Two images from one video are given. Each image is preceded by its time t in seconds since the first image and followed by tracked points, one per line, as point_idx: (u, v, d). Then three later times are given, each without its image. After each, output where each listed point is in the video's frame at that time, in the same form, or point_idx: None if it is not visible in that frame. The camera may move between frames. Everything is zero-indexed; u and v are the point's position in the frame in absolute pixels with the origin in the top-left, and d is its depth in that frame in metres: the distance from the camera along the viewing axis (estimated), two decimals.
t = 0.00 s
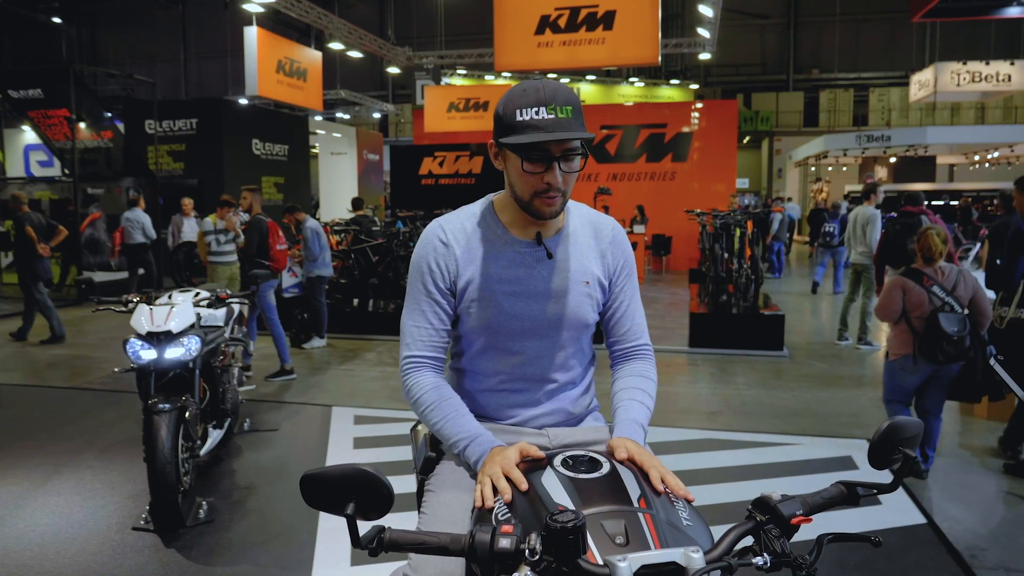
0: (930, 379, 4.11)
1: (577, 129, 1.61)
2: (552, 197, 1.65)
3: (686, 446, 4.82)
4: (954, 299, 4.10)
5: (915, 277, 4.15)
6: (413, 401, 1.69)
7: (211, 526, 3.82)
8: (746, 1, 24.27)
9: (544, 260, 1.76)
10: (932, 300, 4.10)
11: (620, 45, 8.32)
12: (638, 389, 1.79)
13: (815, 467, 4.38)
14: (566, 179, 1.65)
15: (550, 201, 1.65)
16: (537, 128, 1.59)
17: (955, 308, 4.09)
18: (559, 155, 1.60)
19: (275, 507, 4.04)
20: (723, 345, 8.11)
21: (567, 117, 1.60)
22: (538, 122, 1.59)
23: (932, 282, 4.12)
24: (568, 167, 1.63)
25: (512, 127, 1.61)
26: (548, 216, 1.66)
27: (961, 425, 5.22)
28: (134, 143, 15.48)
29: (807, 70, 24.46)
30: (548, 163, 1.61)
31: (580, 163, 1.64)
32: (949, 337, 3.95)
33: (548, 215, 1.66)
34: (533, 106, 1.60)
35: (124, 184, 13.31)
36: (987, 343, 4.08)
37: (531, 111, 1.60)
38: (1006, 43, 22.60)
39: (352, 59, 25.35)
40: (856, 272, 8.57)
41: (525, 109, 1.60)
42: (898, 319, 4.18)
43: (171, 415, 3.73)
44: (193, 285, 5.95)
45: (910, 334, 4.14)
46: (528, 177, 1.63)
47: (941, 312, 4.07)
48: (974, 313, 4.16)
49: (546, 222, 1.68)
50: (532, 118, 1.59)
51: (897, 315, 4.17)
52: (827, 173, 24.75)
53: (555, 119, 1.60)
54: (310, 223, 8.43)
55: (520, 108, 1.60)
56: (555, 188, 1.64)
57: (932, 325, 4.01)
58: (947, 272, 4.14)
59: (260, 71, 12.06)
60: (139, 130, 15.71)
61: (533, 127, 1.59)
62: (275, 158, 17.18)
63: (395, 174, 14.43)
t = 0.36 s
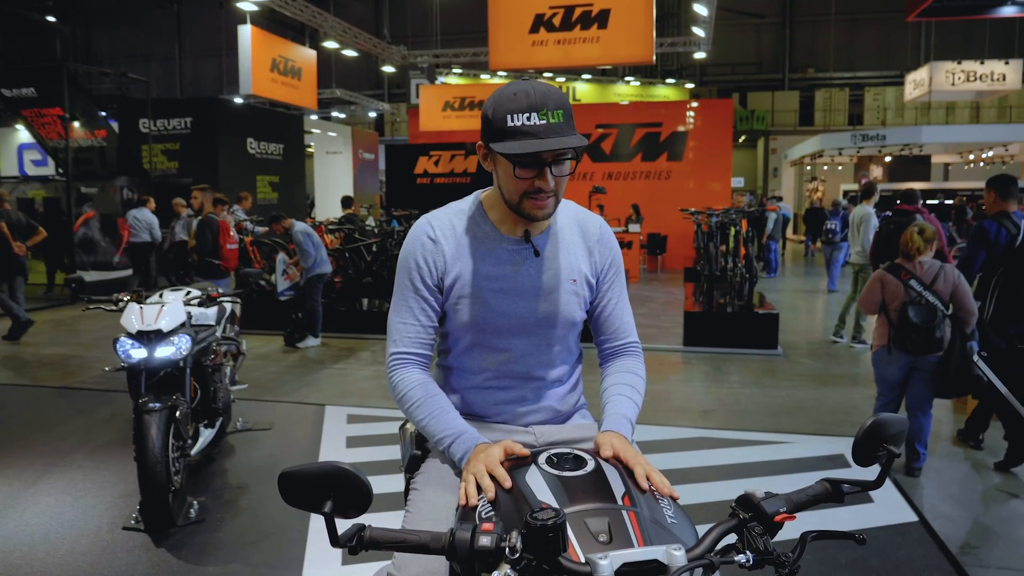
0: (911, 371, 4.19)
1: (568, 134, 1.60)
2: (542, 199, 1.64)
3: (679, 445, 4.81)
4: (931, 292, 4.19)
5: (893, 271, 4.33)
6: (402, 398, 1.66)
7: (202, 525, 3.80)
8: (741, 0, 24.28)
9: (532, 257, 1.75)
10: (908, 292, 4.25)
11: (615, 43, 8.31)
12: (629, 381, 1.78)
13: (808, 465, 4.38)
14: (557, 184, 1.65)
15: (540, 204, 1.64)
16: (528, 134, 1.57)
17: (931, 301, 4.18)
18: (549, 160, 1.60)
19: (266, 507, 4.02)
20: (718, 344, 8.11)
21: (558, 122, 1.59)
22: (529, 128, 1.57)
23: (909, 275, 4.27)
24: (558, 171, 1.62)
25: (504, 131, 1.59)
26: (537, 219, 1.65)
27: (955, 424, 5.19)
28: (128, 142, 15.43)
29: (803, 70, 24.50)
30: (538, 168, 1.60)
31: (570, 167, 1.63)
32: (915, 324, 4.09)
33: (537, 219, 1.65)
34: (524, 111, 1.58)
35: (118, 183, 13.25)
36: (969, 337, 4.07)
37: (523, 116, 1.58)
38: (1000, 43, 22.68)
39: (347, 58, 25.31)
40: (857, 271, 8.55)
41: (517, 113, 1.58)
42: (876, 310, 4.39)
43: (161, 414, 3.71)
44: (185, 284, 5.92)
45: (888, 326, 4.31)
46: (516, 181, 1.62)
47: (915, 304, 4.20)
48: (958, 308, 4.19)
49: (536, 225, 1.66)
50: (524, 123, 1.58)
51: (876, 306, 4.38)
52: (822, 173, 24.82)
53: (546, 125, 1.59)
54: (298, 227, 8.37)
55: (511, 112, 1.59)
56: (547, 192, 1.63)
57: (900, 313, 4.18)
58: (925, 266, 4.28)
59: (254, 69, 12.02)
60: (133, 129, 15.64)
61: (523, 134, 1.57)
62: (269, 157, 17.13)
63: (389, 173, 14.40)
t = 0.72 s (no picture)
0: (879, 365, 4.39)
1: (552, 122, 1.59)
2: (534, 186, 1.63)
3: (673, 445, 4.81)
4: (890, 290, 4.31)
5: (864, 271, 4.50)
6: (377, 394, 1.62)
7: (194, 527, 3.78)
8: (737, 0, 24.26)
9: (521, 258, 1.74)
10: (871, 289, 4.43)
11: (609, 43, 8.31)
12: (636, 365, 1.74)
13: (801, 464, 4.38)
14: (546, 173, 1.64)
15: (530, 194, 1.63)
16: (511, 122, 1.56)
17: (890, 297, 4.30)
18: (538, 148, 1.59)
19: (258, 508, 4.01)
20: (713, 344, 8.12)
21: (542, 109, 1.58)
22: (514, 116, 1.57)
23: (874, 273, 4.43)
24: (547, 160, 1.61)
25: (489, 122, 1.58)
26: (530, 208, 1.64)
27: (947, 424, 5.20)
28: (122, 142, 15.36)
29: (797, 70, 24.51)
30: (526, 156, 1.59)
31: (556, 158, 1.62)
32: (865, 325, 4.36)
33: (530, 208, 1.64)
34: (508, 99, 1.57)
35: (112, 183, 13.19)
36: (924, 335, 4.16)
37: (507, 105, 1.57)
38: (994, 43, 22.78)
39: (342, 57, 25.28)
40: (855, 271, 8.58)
41: (501, 102, 1.58)
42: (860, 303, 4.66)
43: (152, 415, 3.69)
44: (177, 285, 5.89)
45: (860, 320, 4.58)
46: (506, 171, 1.61)
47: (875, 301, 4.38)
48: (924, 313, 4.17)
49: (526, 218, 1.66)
50: (508, 112, 1.57)
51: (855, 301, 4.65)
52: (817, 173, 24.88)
53: (531, 112, 1.57)
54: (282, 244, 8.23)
55: (495, 102, 1.58)
56: (536, 181, 1.62)
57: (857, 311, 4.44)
58: (887, 264, 4.38)
59: (249, 69, 11.99)
60: (127, 129, 15.57)
61: (504, 122, 1.57)
62: (264, 157, 17.08)
63: (384, 173, 14.37)
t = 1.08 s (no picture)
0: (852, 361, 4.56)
1: (538, 124, 1.58)
2: (521, 193, 1.61)
3: (666, 446, 4.81)
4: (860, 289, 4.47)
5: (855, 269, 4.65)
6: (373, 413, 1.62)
7: (185, 530, 3.76)
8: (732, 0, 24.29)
9: (509, 262, 1.72)
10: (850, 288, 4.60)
11: (604, 43, 8.30)
12: (616, 393, 1.73)
13: (794, 466, 4.38)
14: (534, 176, 1.62)
15: (518, 201, 1.61)
16: (498, 126, 1.55)
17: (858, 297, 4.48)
18: (525, 151, 1.58)
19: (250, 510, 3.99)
20: (707, 345, 8.12)
21: (527, 112, 1.57)
22: (500, 119, 1.55)
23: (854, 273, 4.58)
24: (534, 164, 1.60)
25: (475, 127, 1.57)
26: (512, 215, 1.62)
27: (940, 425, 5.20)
28: (116, 142, 15.29)
29: (793, 70, 24.56)
30: (513, 160, 1.58)
31: (542, 159, 1.61)
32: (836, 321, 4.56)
33: (513, 215, 1.62)
34: (494, 103, 1.56)
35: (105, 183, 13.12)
36: (876, 334, 4.30)
37: (493, 108, 1.56)
38: (988, 43, 22.84)
39: (337, 57, 25.24)
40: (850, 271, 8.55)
41: (487, 106, 1.57)
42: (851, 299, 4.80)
43: (143, 418, 3.67)
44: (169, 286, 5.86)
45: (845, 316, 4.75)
46: (495, 175, 1.60)
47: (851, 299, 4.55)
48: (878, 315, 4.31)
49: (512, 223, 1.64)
50: (495, 115, 1.56)
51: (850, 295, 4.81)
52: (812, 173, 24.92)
53: (517, 116, 1.56)
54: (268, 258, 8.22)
55: (481, 107, 1.57)
56: (524, 185, 1.61)
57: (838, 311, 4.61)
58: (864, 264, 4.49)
59: (242, 68, 11.95)
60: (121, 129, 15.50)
61: (492, 127, 1.55)
62: (259, 157, 17.03)
63: (379, 173, 14.34)
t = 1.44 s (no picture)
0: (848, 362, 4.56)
1: (524, 122, 1.58)
2: (508, 190, 1.61)
3: (661, 447, 4.81)
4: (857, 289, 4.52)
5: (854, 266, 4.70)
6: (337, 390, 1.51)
7: (178, 532, 3.74)
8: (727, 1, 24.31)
9: (499, 265, 1.71)
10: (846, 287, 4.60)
11: (599, 43, 8.30)
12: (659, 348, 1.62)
13: (788, 466, 4.38)
14: (521, 175, 1.62)
15: (505, 198, 1.60)
16: (484, 125, 1.55)
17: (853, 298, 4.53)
18: (511, 149, 1.58)
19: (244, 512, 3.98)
20: (701, 345, 8.13)
21: (514, 111, 1.56)
22: (487, 117, 1.55)
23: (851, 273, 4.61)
24: (520, 162, 1.60)
25: (460, 125, 1.57)
26: (500, 211, 1.60)
27: (934, 425, 5.21)
28: (109, 142, 15.23)
29: (788, 70, 24.55)
30: (499, 156, 1.58)
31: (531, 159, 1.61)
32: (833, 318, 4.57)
33: (500, 211, 1.61)
34: (479, 101, 1.56)
35: (99, 183, 13.04)
36: (869, 335, 4.33)
37: (479, 106, 1.56)
38: (982, 44, 22.89)
39: (331, 57, 25.20)
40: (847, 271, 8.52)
41: (472, 104, 1.57)
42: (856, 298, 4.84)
43: (135, 420, 3.65)
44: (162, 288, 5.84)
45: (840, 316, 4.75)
46: (480, 173, 1.59)
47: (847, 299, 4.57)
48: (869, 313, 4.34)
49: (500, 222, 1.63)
50: (481, 113, 1.56)
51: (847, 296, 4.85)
52: (806, 173, 24.95)
53: (504, 113, 1.56)
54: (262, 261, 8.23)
55: (467, 104, 1.57)
56: (509, 183, 1.60)
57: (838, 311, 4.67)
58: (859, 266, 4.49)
59: (237, 68, 11.91)
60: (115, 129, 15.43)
61: (479, 125, 1.55)
62: (253, 157, 16.98)
63: (374, 173, 14.30)
